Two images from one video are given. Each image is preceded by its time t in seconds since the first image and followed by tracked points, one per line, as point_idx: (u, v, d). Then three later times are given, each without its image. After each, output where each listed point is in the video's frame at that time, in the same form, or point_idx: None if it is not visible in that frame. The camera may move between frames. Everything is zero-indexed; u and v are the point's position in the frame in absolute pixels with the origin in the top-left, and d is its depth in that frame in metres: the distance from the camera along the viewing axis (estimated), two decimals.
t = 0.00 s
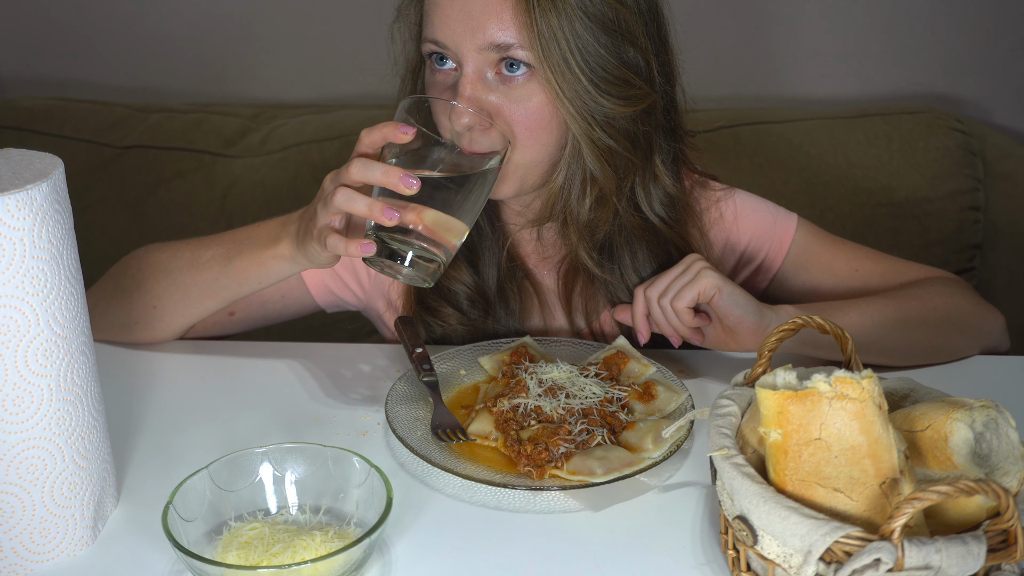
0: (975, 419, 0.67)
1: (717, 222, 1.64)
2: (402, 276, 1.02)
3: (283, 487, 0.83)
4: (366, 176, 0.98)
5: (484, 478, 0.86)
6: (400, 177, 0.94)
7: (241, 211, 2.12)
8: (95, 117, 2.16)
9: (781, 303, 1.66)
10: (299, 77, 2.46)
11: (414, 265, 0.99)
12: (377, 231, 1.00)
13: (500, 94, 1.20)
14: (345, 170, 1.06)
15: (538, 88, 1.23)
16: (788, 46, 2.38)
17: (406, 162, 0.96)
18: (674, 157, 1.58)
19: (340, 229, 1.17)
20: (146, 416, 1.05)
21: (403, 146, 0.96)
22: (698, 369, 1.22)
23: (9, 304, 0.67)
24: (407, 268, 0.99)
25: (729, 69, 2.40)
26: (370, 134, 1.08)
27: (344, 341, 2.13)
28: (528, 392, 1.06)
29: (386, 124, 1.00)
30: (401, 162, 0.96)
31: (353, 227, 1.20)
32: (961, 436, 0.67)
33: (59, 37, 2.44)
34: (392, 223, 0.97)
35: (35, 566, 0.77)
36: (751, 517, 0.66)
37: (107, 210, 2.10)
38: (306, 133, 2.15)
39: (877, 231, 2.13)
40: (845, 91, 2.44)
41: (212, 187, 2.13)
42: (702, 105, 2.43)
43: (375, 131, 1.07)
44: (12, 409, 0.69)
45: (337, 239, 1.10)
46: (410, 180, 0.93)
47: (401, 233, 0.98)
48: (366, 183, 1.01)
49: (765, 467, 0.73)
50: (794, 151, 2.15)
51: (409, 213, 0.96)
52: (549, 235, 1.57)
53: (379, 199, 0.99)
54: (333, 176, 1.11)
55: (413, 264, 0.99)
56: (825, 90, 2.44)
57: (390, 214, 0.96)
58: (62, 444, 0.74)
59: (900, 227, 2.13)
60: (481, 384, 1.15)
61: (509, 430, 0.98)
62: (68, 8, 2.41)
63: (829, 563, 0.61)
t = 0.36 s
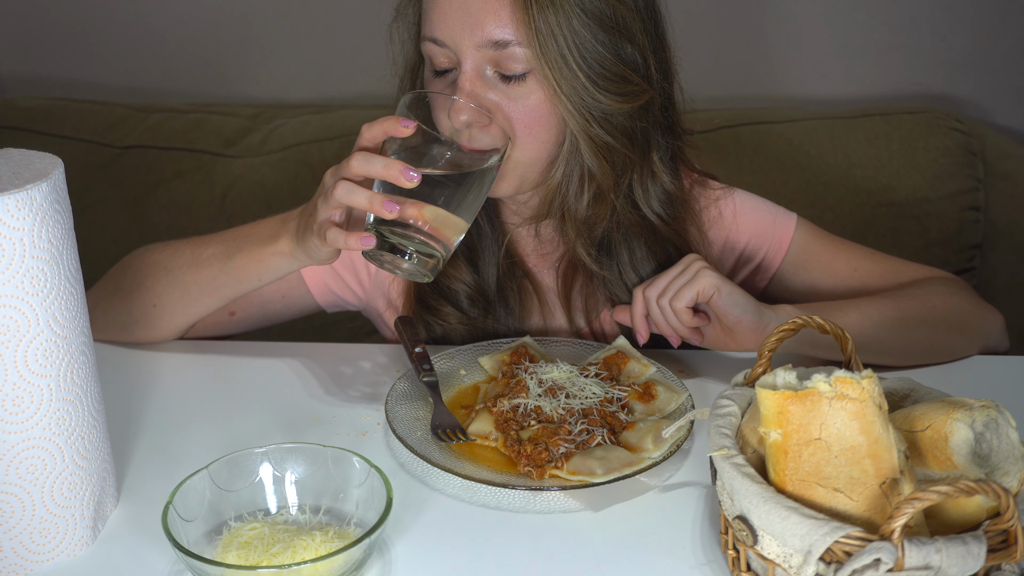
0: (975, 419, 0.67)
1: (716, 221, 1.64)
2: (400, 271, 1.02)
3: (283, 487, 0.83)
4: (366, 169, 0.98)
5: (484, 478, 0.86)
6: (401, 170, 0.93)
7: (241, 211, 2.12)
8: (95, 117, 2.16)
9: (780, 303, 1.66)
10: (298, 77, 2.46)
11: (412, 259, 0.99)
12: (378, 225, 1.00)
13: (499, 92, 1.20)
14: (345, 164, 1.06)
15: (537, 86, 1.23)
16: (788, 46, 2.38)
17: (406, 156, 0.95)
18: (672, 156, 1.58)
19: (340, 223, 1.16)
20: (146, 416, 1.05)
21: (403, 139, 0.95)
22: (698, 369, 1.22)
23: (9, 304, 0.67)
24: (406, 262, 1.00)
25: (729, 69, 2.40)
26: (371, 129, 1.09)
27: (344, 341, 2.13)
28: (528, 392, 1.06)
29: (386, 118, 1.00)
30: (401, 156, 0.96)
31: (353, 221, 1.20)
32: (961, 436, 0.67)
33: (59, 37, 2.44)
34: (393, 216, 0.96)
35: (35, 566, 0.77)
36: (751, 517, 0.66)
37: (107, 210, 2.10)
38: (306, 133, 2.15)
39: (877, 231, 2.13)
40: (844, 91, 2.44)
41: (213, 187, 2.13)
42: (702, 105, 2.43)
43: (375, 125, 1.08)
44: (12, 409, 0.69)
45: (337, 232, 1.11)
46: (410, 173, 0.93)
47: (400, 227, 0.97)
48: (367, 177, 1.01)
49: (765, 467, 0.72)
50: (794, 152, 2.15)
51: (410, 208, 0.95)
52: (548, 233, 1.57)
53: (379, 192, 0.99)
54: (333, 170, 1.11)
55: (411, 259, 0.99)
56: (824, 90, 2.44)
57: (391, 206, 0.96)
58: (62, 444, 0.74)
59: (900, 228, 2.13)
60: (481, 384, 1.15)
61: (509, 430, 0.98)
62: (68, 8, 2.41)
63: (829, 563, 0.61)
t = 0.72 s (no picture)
0: (975, 419, 0.67)
1: (716, 220, 1.64)
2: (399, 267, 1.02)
3: (283, 487, 0.83)
4: (366, 166, 0.97)
5: (484, 478, 0.86)
6: (401, 167, 0.93)
7: (241, 212, 2.12)
8: (94, 117, 2.16)
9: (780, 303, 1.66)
10: (298, 77, 2.46)
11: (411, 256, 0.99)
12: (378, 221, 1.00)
13: (500, 90, 1.21)
14: (344, 161, 1.06)
15: (537, 84, 1.24)
16: (788, 47, 2.38)
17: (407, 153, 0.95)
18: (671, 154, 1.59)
19: (340, 221, 1.16)
20: (146, 416, 1.05)
21: (403, 136, 0.95)
22: (697, 369, 1.22)
23: (9, 304, 0.67)
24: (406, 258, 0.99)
25: (729, 69, 2.40)
26: (370, 127, 1.09)
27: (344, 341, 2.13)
28: (528, 392, 1.06)
29: (387, 116, 0.99)
30: (401, 153, 0.96)
31: (353, 218, 1.20)
32: (961, 436, 0.67)
33: (58, 37, 2.44)
34: (392, 213, 0.96)
35: (35, 566, 0.77)
36: (751, 517, 0.66)
37: (107, 210, 2.10)
38: (306, 133, 2.15)
39: (877, 231, 2.13)
40: (844, 91, 2.44)
41: (212, 187, 2.13)
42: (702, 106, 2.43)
43: (375, 122, 1.08)
44: (12, 409, 0.69)
45: (336, 229, 1.11)
46: (410, 170, 0.93)
47: (401, 223, 0.97)
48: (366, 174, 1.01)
49: (765, 467, 0.72)
50: (794, 152, 2.15)
51: (410, 205, 0.95)
52: (548, 232, 1.57)
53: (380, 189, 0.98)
54: (334, 168, 1.11)
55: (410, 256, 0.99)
56: (824, 90, 2.44)
57: (391, 203, 0.95)
58: (62, 444, 0.74)
59: (900, 228, 2.13)
60: (481, 384, 1.15)
61: (509, 430, 0.98)
62: (68, 8, 2.41)
63: (829, 563, 0.61)
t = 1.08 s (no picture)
0: (975, 419, 0.67)
1: (716, 221, 1.64)
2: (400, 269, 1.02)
3: (283, 487, 0.83)
4: (365, 168, 0.97)
5: (484, 478, 0.86)
6: (399, 169, 0.93)
7: (241, 211, 2.12)
8: (94, 117, 2.16)
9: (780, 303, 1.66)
10: (298, 77, 2.46)
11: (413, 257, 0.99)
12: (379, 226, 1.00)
13: (502, 90, 1.21)
14: (344, 163, 1.06)
15: (539, 84, 1.24)
16: (788, 47, 2.38)
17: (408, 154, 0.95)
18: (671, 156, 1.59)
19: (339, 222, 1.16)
20: (146, 416, 1.05)
21: (402, 138, 0.95)
22: (697, 369, 1.22)
23: (9, 304, 0.67)
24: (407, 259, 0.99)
25: (729, 69, 2.40)
26: (370, 128, 1.09)
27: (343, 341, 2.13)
28: (528, 392, 1.06)
29: (386, 117, 0.99)
30: (400, 154, 0.96)
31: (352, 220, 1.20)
32: (961, 436, 0.67)
33: (58, 37, 2.44)
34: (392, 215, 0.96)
35: (35, 566, 0.77)
36: (751, 517, 0.66)
37: (107, 210, 2.10)
38: (306, 133, 2.15)
39: (877, 231, 2.13)
40: (844, 91, 2.44)
41: (212, 187, 2.13)
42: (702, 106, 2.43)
43: (374, 124, 1.08)
44: (12, 409, 0.69)
45: (336, 232, 1.11)
46: (408, 172, 0.93)
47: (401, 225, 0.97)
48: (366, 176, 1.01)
49: (765, 467, 0.73)
50: (794, 152, 2.15)
51: (409, 206, 0.95)
52: (548, 232, 1.57)
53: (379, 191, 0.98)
54: (333, 169, 1.11)
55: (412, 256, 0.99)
56: (824, 90, 2.44)
57: (390, 206, 0.96)
58: (62, 444, 0.74)
59: (900, 228, 2.13)
60: (481, 384, 1.15)
61: (509, 430, 0.98)
62: (67, 8, 2.41)
63: (829, 563, 0.61)
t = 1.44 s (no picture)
0: (975, 419, 0.67)
1: (716, 222, 1.64)
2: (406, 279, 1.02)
3: (283, 487, 0.83)
4: (364, 184, 0.98)
5: (484, 478, 0.86)
6: (397, 187, 0.94)
7: (241, 211, 2.11)
8: (94, 117, 2.16)
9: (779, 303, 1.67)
10: (298, 77, 2.46)
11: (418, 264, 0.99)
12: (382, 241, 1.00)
13: (508, 83, 1.21)
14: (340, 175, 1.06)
15: (546, 80, 1.24)
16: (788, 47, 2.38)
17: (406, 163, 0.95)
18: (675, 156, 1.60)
19: (339, 234, 1.17)
20: (146, 416, 1.05)
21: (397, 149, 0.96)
22: (697, 368, 1.22)
23: (9, 304, 0.67)
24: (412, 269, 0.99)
25: (729, 69, 2.39)
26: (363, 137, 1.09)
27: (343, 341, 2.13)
28: (528, 392, 1.06)
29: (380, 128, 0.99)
30: (398, 166, 0.96)
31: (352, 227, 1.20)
32: (961, 436, 0.67)
33: (58, 37, 2.44)
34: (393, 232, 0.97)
35: (35, 566, 0.77)
36: (751, 517, 0.66)
37: (107, 210, 2.10)
38: (306, 133, 2.15)
39: (877, 231, 2.12)
40: (844, 91, 2.44)
41: (213, 187, 2.13)
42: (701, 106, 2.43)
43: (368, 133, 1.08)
44: (12, 409, 0.69)
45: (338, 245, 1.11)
46: (405, 188, 0.93)
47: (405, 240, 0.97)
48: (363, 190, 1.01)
49: (765, 467, 0.72)
50: (794, 152, 2.15)
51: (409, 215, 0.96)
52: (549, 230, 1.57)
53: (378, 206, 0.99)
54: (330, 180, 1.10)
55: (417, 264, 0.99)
56: (824, 90, 2.44)
57: (391, 223, 0.97)
58: (62, 444, 0.74)
59: (900, 228, 2.13)
60: (481, 385, 1.15)
61: (509, 430, 0.98)
62: (67, 8, 2.41)
63: (829, 563, 0.61)
